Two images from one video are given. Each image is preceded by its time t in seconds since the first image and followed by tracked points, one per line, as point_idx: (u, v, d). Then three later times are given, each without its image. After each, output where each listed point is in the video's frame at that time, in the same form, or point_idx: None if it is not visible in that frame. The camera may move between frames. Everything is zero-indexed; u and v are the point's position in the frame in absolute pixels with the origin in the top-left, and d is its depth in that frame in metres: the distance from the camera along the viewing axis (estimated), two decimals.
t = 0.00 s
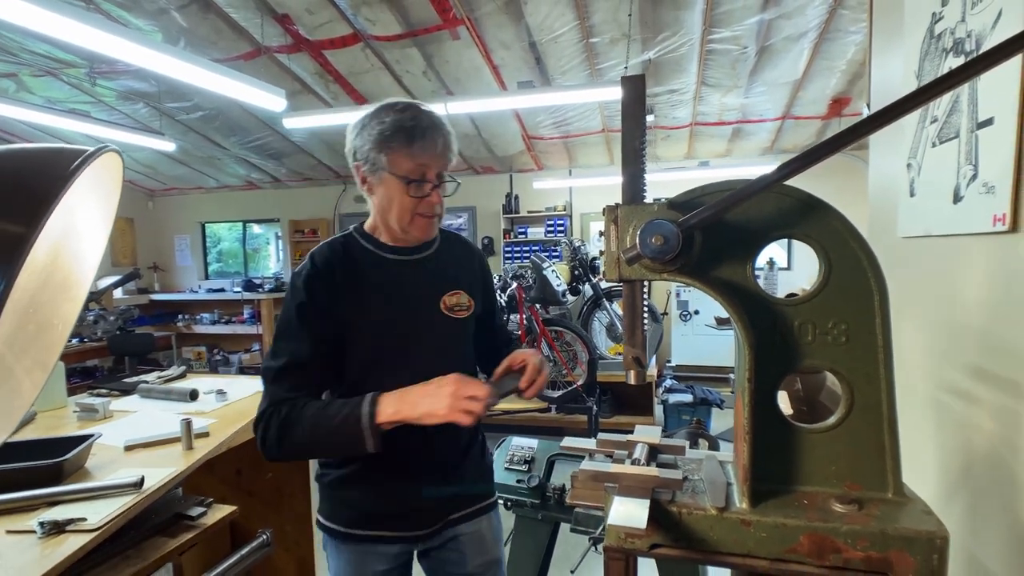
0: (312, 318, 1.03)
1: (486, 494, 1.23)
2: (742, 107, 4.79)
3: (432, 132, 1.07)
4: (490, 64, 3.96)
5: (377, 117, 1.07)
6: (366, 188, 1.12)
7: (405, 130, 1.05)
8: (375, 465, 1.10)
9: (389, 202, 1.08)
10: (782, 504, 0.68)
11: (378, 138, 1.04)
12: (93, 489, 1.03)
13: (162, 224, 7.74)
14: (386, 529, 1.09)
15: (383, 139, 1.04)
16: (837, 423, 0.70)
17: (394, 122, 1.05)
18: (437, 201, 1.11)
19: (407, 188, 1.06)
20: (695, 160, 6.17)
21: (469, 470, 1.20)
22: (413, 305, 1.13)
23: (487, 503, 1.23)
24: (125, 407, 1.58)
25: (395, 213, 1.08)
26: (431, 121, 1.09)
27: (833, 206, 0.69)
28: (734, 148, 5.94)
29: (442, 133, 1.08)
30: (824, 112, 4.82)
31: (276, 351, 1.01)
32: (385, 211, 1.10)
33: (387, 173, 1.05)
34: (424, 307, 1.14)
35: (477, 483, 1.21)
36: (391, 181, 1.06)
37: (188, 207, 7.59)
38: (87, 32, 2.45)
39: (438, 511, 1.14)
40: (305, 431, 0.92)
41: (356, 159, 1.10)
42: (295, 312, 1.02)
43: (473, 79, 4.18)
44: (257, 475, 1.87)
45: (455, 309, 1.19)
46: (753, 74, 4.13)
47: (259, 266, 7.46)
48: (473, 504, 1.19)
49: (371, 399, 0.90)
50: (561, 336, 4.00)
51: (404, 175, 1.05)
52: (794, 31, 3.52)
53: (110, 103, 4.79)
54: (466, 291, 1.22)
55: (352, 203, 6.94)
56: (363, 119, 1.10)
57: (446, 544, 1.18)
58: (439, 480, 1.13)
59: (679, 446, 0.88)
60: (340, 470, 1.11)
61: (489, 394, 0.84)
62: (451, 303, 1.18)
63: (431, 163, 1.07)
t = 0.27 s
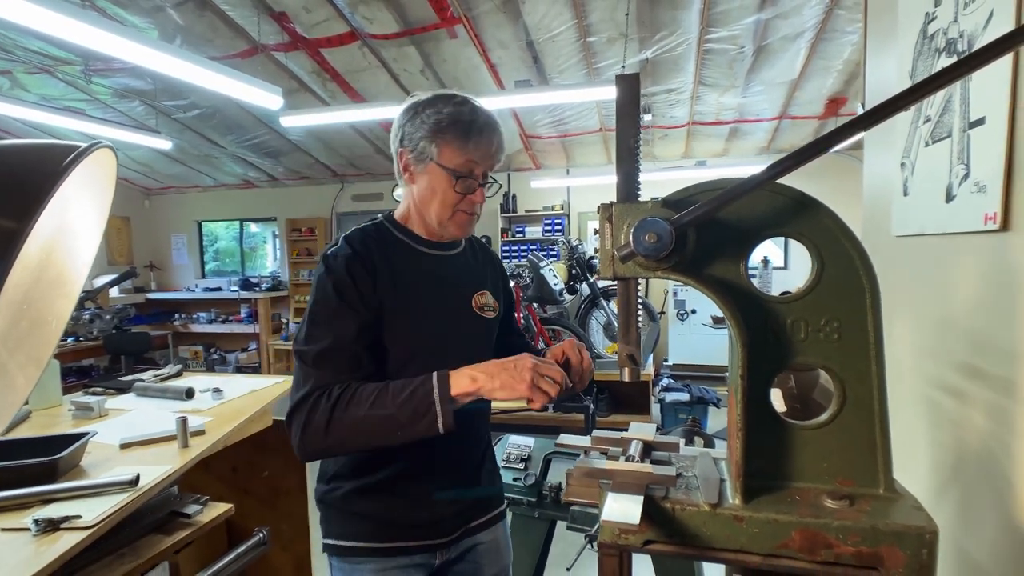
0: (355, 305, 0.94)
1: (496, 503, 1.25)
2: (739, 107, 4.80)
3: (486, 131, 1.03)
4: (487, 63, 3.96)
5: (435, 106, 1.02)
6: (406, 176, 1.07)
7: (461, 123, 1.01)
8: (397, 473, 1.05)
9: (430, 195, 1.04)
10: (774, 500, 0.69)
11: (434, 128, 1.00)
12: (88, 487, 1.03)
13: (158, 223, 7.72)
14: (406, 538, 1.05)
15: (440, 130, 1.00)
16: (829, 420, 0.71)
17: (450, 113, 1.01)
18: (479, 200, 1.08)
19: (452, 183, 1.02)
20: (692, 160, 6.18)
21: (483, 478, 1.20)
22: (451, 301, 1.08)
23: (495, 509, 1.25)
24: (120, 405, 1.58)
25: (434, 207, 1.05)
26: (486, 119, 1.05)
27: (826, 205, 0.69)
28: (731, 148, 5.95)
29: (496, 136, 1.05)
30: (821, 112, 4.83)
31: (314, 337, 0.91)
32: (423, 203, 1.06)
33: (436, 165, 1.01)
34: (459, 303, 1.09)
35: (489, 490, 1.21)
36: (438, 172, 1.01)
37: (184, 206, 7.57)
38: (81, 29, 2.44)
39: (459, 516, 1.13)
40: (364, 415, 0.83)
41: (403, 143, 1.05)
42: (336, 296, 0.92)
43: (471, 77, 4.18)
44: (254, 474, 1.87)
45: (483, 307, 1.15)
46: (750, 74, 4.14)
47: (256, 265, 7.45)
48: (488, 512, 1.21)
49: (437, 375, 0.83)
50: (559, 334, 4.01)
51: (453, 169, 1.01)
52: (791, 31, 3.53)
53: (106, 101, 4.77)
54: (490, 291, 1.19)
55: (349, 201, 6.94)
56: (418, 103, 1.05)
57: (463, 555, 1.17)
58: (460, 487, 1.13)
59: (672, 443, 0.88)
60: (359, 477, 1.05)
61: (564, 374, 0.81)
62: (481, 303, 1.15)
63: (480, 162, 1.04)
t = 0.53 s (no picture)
0: (362, 312, 0.87)
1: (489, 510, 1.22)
2: (737, 107, 4.81)
3: (496, 131, 1.00)
4: (485, 62, 3.96)
5: (445, 98, 0.97)
6: (406, 168, 1.02)
7: (474, 119, 0.97)
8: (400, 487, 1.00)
9: (433, 191, 1.00)
10: (767, 498, 0.69)
11: (444, 122, 0.95)
12: (84, 484, 1.03)
13: (155, 221, 7.70)
14: (411, 555, 1.00)
15: (450, 125, 0.95)
16: (823, 418, 0.71)
17: (463, 107, 0.96)
18: (482, 200, 1.05)
19: (457, 183, 0.99)
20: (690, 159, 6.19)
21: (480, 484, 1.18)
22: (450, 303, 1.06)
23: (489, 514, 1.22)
24: (116, 403, 1.58)
25: (436, 204, 1.01)
26: (496, 115, 1.01)
27: (819, 204, 0.70)
28: (729, 148, 5.97)
29: (504, 135, 1.02)
30: (818, 112, 4.85)
31: (318, 351, 0.82)
32: (424, 200, 1.02)
33: (444, 162, 0.97)
34: (457, 305, 1.08)
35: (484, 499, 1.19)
36: (446, 169, 0.97)
37: (181, 204, 7.56)
38: (79, 26, 2.43)
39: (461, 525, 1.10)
40: (402, 441, 0.74)
41: (406, 132, 0.99)
42: (339, 304, 0.85)
43: (469, 76, 4.18)
44: (251, 472, 1.87)
45: (478, 308, 1.12)
46: (747, 74, 4.15)
47: (253, 264, 7.44)
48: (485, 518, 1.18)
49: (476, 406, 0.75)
50: (556, 334, 4.02)
51: (459, 169, 0.97)
52: (788, 31, 3.54)
53: (102, 99, 4.76)
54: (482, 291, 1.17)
55: (347, 200, 6.93)
56: (425, 91, 0.99)
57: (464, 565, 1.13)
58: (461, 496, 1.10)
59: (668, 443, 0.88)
60: (356, 498, 0.98)
61: (612, 404, 0.74)
62: (477, 304, 1.13)
63: (486, 162, 1.01)
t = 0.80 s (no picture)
0: (361, 312, 0.86)
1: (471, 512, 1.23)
2: (734, 104, 4.81)
3: (490, 129, 1.00)
4: (483, 59, 3.96)
5: (439, 92, 0.95)
6: (396, 161, 1.00)
7: (470, 116, 0.96)
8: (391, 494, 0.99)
9: (424, 187, 0.99)
10: (760, 494, 0.70)
11: (438, 118, 0.94)
12: (79, 481, 1.03)
13: (152, 218, 7.68)
14: (402, 563, 1.00)
15: (444, 121, 0.94)
16: (816, 415, 0.72)
17: (458, 103, 0.95)
18: (473, 198, 1.05)
19: (449, 180, 0.98)
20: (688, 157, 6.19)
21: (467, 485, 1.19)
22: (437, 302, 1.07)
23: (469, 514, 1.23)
24: (112, 400, 1.58)
25: (427, 200, 1.01)
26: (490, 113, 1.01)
27: (811, 203, 0.70)
28: (726, 145, 5.97)
29: (499, 133, 1.02)
30: (815, 110, 4.85)
31: (322, 354, 0.81)
32: (415, 196, 1.02)
33: (437, 159, 0.96)
34: (444, 304, 1.09)
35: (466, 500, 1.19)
36: (440, 165, 0.97)
37: (178, 200, 7.54)
38: (74, 22, 2.42)
39: (449, 525, 1.11)
40: (432, 457, 0.73)
41: (398, 124, 0.97)
42: (339, 304, 0.84)
43: (467, 73, 4.18)
44: (247, 469, 1.87)
45: (465, 307, 1.15)
46: (745, 72, 4.15)
47: (250, 260, 7.43)
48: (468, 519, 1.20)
49: (507, 431, 0.75)
50: (553, 331, 4.02)
51: (452, 166, 0.97)
52: (786, 30, 3.54)
53: (98, 95, 4.74)
54: (467, 290, 1.19)
55: (344, 197, 6.92)
56: (417, 82, 0.97)
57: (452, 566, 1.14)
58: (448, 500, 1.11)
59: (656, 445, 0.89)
60: (346, 510, 0.97)
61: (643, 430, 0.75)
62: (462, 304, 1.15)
63: (479, 160, 1.01)
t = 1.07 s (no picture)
0: (353, 316, 0.86)
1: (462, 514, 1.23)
2: (731, 104, 4.81)
3: (485, 129, 1.00)
4: (481, 59, 3.95)
5: (433, 90, 0.95)
6: (389, 160, 1.00)
7: (464, 116, 0.96)
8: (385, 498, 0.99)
9: (418, 187, 0.99)
10: (755, 492, 0.70)
11: (432, 117, 0.94)
12: (73, 482, 1.03)
13: (148, 217, 7.66)
14: (393, 566, 1.00)
15: (438, 120, 0.94)
16: (810, 414, 0.72)
17: (452, 103, 0.95)
18: (467, 199, 1.05)
19: (444, 180, 0.98)
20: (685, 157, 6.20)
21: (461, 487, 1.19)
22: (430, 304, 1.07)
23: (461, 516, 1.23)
24: (107, 401, 1.57)
25: (421, 201, 1.01)
26: (485, 113, 1.01)
27: (805, 202, 0.70)
28: (723, 145, 5.98)
29: (494, 132, 1.02)
30: (811, 110, 4.86)
31: (313, 357, 0.81)
32: (409, 196, 1.02)
33: (431, 158, 0.96)
34: (436, 304, 1.09)
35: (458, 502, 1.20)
36: (433, 165, 0.97)
37: (174, 200, 7.51)
38: (69, 21, 2.41)
39: (442, 526, 1.11)
40: (422, 466, 0.72)
41: (391, 123, 0.96)
42: (329, 308, 0.84)
43: (464, 73, 4.18)
44: (243, 469, 1.87)
45: (457, 308, 1.15)
46: (742, 72, 4.16)
47: (247, 260, 7.41)
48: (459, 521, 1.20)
49: (498, 436, 0.75)
50: (551, 331, 4.02)
51: (446, 165, 0.97)
52: (782, 30, 3.55)
53: (94, 94, 4.72)
54: (458, 290, 1.19)
55: (341, 196, 6.91)
56: (410, 81, 0.97)
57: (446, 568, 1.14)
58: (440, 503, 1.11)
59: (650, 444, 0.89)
60: (336, 516, 0.97)
61: (632, 430, 0.75)
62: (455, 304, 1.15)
63: (473, 161, 1.01)
